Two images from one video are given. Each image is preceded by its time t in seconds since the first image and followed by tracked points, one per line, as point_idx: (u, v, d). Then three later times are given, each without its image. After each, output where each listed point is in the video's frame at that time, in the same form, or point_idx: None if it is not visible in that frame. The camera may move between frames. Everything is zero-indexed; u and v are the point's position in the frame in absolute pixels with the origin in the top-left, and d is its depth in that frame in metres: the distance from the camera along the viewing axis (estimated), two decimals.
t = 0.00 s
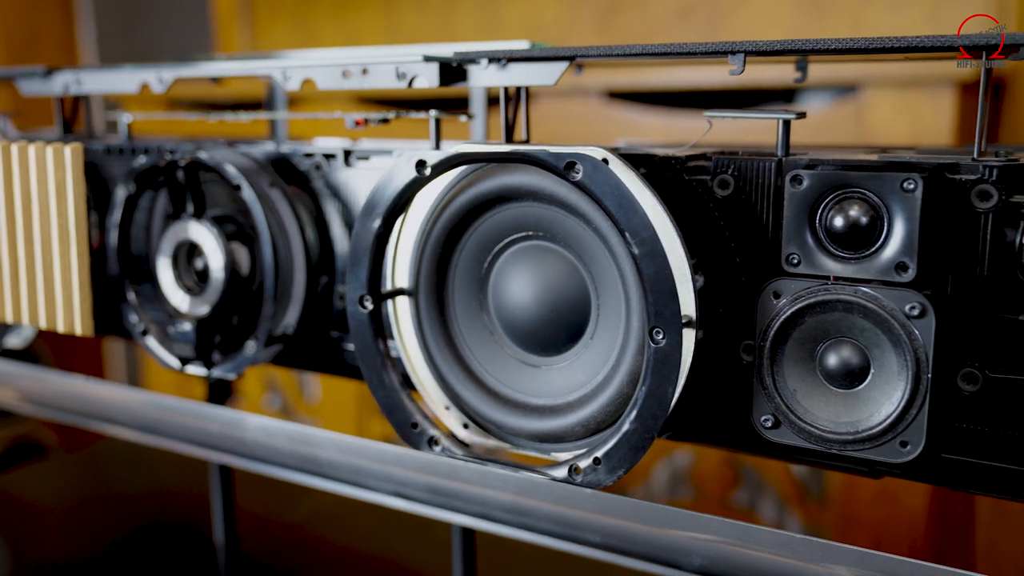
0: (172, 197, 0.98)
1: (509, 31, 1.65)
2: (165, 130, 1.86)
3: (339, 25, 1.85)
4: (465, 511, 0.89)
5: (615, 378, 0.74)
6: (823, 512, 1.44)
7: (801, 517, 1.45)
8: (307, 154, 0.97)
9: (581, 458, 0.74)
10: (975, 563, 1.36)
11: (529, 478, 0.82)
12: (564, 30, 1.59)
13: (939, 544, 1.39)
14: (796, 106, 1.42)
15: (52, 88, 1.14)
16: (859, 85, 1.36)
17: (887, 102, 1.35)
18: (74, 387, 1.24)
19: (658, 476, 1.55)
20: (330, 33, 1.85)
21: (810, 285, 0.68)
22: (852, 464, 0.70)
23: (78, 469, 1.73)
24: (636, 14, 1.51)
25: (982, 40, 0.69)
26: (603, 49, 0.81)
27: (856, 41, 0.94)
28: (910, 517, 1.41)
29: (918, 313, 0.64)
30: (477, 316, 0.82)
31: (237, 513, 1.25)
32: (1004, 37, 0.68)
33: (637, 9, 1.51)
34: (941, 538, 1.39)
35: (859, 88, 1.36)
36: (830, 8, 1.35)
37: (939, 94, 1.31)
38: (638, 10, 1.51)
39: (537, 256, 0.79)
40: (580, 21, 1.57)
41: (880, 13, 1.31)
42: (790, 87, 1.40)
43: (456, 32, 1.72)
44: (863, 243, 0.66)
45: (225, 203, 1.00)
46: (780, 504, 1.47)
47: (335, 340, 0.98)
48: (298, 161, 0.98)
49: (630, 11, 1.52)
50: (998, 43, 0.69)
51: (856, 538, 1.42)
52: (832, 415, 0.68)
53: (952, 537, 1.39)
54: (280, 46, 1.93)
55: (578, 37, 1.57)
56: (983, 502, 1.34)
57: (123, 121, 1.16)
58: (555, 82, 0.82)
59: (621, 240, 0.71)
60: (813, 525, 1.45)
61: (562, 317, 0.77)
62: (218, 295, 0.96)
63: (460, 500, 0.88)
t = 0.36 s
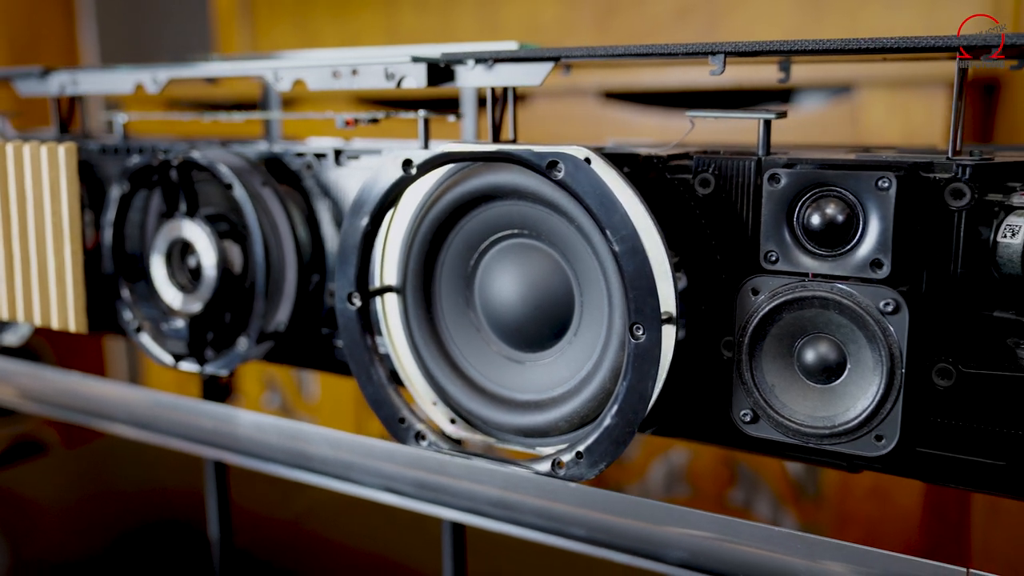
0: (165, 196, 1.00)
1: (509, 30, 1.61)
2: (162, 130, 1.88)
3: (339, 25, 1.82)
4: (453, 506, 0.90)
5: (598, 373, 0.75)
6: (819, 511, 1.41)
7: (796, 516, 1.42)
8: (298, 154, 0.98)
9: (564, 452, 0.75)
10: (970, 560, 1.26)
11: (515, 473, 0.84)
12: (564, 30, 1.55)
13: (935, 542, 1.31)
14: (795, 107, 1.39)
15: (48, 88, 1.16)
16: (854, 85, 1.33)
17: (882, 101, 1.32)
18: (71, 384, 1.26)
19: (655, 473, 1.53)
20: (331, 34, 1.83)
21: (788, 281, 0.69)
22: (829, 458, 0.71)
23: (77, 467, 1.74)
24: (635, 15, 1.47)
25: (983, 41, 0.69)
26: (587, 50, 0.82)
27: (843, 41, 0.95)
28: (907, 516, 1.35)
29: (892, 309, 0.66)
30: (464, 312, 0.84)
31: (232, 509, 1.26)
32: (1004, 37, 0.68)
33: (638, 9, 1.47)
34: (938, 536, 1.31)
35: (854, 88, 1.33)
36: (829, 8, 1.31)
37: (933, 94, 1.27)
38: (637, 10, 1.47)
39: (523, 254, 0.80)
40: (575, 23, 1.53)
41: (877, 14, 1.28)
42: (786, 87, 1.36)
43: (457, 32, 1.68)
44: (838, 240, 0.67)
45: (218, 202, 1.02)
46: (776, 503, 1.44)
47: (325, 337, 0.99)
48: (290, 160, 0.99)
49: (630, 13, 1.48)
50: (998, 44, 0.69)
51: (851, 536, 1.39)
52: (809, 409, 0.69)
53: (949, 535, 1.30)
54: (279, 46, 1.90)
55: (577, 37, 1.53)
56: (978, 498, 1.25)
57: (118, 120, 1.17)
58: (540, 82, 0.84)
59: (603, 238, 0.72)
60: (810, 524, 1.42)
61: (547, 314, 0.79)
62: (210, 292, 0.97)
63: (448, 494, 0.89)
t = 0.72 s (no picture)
0: (160, 195, 1.01)
1: (508, 29, 1.61)
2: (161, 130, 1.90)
3: (339, 26, 1.82)
4: (442, 501, 0.91)
5: (583, 369, 0.77)
6: (814, 509, 1.38)
7: (792, 515, 1.38)
8: (290, 153, 0.99)
9: (549, 446, 0.77)
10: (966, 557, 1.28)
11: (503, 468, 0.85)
12: (563, 30, 1.55)
13: (931, 539, 1.31)
14: (791, 106, 1.37)
15: (46, 89, 1.17)
16: (848, 85, 1.31)
17: (876, 102, 1.30)
18: (68, 381, 1.28)
19: (651, 471, 1.48)
20: (331, 35, 1.82)
21: (767, 278, 0.71)
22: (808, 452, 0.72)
23: (77, 464, 1.75)
24: (633, 16, 1.47)
25: (982, 41, 0.69)
26: (574, 51, 0.83)
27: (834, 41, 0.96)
28: (899, 515, 1.35)
29: (869, 305, 0.67)
30: (452, 309, 0.85)
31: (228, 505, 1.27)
32: (1003, 38, 0.69)
33: (637, 8, 1.47)
34: (932, 534, 1.32)
35: (849, 89, 1.32)
36: (826, 7, 1.30)
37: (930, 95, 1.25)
38: (636, 10, 1.47)
39: (509, 251, 0.81)
40: (573, 25, 1.53)
41: (877, 14, 1.27)
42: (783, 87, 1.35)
43: (456, 32, 1.67)
44: (817, 238, 0.69)
45: (212, 201, 1.03)
46: (772, 502, 1.40)
47: (317, 334, 1.00)
48: (282, 160, 1.00)
49: (628, 14, 1.47)
50: (997, 44, 0.69)
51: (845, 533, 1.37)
52: (788, 404, 0.71)
53: (944, 531, 1.31)
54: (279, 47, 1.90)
55: (575, 37, 1.52)
56: (975, 496, 1.27)
57: (114, 120, 1.18)
58: (528, 83, 0.85)
59: (586, 237, 0.74)
60: (804, 523, 1.39)
61: (534, 310, 0.80)
62: (204, 289, 0.98)
63: (436, 489, 0.90)
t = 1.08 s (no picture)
0: (156, 194, 1.02)
1: (507, 30, 1.62)
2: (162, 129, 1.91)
3: (339, 27, 1.83)
4: (433, 495, 0.92)
5: (569, 365, 0.78)
6: (810, 507, 1.38)
7: (788, 513, 1.39)
8: (284, 153, 1.01)
9: (536, 440, 0.78)
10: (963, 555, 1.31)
11: (492, 464, 0.86)
12: (561, 31, 1.56)
13: (927, 538, 1.33)
14: (789, 107, 1.38)
15: (44, 89, 1.19)
16: (843, 86, 1.31)
17: (870, 102, 1.30)
18: (67, 378, 1.29)
19: (649, 469, 1.49)
20: (331, 36, 1.83)
21: (749, 275, 0.72)
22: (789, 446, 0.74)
23: (79, 461, 1.77)
24: (631, 17, 1.48)
25: (982, 41, 0.69)
26: (561, 52, 0.84)
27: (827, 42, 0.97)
28: (895, 513, 1.34)
29: (847, 302, 0.68)
30: (442, 306, 0.86)
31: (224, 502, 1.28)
32: (1003, 38, 0.69)
33: (634, 9, 1.48)
34: (928, 532, 1.33)
35: (844, 89, 1.32)
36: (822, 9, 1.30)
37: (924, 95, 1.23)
38: (634, 11, 1.48)
39: (498, 249, 0.82)
40: (572, 26, 1.54)
41: (873, 16, 1.27)
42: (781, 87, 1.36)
43: (455, 33, 1.69)
44: (797, 236, 0.70)
45: (207, 200, 1.04)
46: (768, 500, 1.41)
47: (311, 331, 1.02)
48: (276, 159, 1.01)
49: (627, 14, 1.48)
50: (997, 44, 0.69)
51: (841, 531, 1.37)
52: (770, 399, 0.72)
53: (940, 530, 1.33)
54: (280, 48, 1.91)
55: (574, 38, 1.54)
56: (971, 493, 1.29)
57: (113, 120, 1.20)
58: (516, 83, 0.86)
59: (571, 235, 0.75)
60: (801, 521, 1.39)
61: (522, 306, 0.81)
62: (199, 287, 1.00)
63: (427, 483, 0.91)
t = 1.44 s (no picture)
0: (152, 193, 1.04)
1: (505, 31, 1.63)
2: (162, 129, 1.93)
3: (339, 28, 1.85)
4: (423, 489, 0.94)
5: (555, 360, 0.79)
6: (807, 505, 1.39)
7: (785, 510, 1.39)
8: (278, 152, 1.02)
9: (522, 434, 0.79)
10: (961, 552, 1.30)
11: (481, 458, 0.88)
12: (560, 32, 1.57)
13: (924, 534, 1.32)
14: (787, 106, 1.39)
15: (42, 89, 1.20)
16: (838, 86, 1.32)
17: (866, 102, 1.31)
18: (65, 374, 1.31)
19: (648, 467, 1.50)
20: (331, 36, 1.85)
21: (730, 272, 0.73)
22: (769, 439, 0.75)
23: (79, 459, 1.78)
24: (628, 18, 1.49)
25: (981, 43, 0.70)
26: (548, 53, 0.85)
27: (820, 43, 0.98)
28: (887, 509, 1.36)
29: (825, 298, 0.69)
30: (432, 303, 0.87)
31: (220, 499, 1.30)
32: (1003, 38, 0.69)
33: (632, 10, 1.49)
34: (925, 528, 1.33)
35: (839, 90, 1.33)
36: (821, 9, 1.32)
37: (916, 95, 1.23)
38: (632, 11, 1.49)
39: (486, 246, 0.84)
40: (572, 26, 1.55)
41: (869, 17, 1.28)
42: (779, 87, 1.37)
43: (455, 34, 1.70)
44: (778, 234, 0.71)
45: (202, 199, 1.06)
46: (765, 499, 1.41)
47: (305, 328, 1.03)
48: (270, 158, 1.03)
49: (626, 15, 1.49)
50: (997, 44, 0.70)
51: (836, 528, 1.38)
52: (750, 394, 0.73)
53: (937, 527, 1.32)
54: (280, 49, 1.93)
55: (572, 39, 1.55)
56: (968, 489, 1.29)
57: (111, 121, 1.21)
58: (505, 83, 0.87)
59: (557, 233, 0.76)
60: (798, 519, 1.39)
61: (511, 302, 0.82)
62: (195, 284, 1.01)
63: (418, 478, 0.93)
